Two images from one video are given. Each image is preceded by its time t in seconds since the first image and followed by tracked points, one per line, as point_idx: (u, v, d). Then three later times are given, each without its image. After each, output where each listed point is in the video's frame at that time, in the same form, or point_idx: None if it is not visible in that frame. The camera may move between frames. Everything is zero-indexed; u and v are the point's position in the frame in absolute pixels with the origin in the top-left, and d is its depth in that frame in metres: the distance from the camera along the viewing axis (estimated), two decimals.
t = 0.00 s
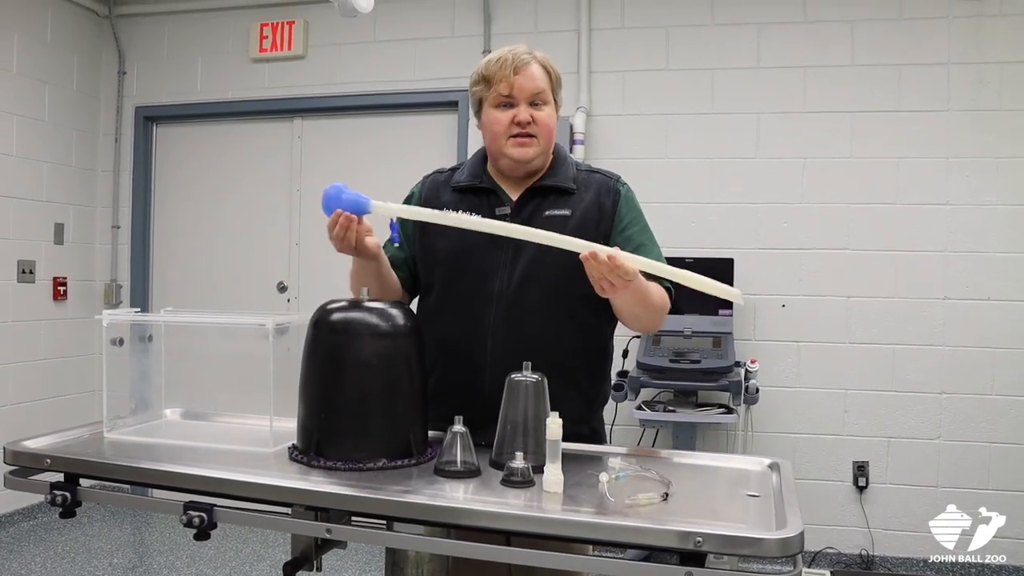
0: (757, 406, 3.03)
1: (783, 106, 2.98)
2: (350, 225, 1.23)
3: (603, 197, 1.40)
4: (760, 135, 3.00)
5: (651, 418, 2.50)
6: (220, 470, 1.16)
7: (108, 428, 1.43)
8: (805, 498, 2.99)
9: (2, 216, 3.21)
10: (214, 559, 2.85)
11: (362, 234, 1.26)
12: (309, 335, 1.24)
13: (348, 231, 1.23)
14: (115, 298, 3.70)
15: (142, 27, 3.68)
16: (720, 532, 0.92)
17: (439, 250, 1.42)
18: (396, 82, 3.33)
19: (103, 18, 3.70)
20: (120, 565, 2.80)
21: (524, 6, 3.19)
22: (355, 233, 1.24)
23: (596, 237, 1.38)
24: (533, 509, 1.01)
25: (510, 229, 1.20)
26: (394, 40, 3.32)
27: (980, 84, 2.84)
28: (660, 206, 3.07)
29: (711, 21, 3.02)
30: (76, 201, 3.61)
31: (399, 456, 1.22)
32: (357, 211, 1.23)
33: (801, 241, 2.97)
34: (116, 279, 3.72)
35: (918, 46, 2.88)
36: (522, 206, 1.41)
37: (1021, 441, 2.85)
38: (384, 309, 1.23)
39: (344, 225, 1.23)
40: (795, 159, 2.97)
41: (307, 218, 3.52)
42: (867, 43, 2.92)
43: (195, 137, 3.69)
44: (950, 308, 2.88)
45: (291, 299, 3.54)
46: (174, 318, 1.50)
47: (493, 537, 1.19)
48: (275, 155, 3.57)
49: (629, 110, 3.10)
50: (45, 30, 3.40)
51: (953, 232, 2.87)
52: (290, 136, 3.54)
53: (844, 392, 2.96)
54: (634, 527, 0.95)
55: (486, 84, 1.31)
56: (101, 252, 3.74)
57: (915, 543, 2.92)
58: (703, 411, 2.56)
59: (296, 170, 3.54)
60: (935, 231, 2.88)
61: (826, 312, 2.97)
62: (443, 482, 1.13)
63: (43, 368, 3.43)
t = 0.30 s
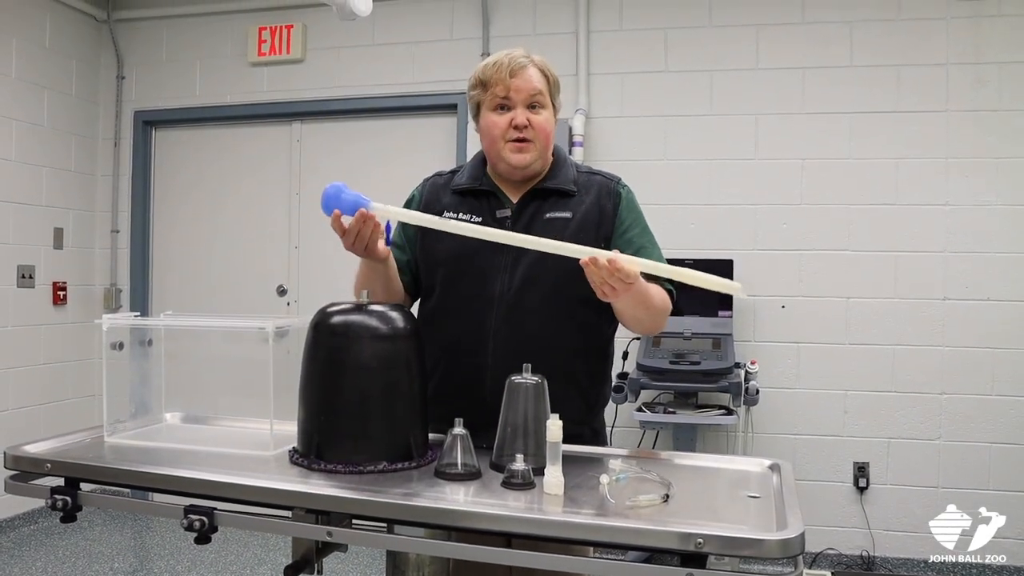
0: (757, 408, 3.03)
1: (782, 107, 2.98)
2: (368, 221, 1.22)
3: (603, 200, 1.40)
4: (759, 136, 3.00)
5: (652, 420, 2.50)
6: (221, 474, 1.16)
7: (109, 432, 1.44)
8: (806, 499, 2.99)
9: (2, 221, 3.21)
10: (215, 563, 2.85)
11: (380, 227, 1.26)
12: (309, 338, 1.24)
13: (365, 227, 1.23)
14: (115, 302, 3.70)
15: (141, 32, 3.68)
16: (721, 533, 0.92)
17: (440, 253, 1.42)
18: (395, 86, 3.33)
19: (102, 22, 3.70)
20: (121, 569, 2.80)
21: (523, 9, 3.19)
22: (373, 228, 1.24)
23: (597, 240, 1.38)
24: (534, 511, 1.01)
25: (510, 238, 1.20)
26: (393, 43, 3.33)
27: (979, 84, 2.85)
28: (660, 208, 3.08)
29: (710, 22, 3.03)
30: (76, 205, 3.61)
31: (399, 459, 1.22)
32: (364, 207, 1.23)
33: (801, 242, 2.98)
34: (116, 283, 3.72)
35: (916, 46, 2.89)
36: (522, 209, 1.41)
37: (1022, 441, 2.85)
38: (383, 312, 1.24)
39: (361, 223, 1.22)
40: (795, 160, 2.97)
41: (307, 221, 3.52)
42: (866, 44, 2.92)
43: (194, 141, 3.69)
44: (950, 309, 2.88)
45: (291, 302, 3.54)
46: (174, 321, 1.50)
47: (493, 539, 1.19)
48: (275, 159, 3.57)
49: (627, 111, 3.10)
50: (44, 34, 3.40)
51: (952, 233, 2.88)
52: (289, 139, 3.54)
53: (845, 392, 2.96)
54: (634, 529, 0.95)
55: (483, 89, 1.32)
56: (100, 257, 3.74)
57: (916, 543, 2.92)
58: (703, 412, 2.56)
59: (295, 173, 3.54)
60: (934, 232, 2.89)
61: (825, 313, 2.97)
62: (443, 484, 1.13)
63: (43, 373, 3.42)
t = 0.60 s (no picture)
0: (757, 408, 3.03)
1: (782, 107, 2.98)
2: (371, 214, 1.22)
3: (604, 199, 1.40)
4: (759, 136, 3.00)
5: (651, 420, 2.50)
6: (220, 474, 1.16)
7: (108, 431, 1.44)
8: (805, 500, 2.99)
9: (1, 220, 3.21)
10: (214, 563, 2.85)
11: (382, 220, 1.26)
12: (309, 338, 1.24)
13: (368, 220, 1.23)
14: (115, 302, 3.69)
15: (141, 31, 3.68)
16: (720, 533, 0.92)
17: (440, 253, 1.42)
18: (395, 85, 3.33)
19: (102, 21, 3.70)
20: (120, 569, 2.79)
21: (523, 9, 3.19)
22: (375, 222, 1.24)
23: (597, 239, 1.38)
24: (534, 511, 1.00)
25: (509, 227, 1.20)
26: (393, 43, 3.33)
27: (980, 85, 2.85)
28: (660, 208, 3.08)
29: (710, 23, 3.03)
30: (76, 204, 3.61)
31: (399, 458, 1.22)
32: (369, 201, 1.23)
33: (801, 242, 2.98)
34: (115, 282, 3.72)
35: (916, 47, 2.89)
36: (522, 209, 1.41)
37: (1021, 442, 2.85)
38: (383, 311, 1.23)
39: (365, 216, 1.22)
40: (795, 161, 2.97)
41: (307, 220, 3.52)
42: (866, 44, 2.92)
43: (195, 140, 3.69)
44: (950, 309, 2.88)
45: (291, 302, 3.54)
46: (173, 321, 1.50)
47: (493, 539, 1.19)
48: (275, 158, 3.57)
49: (627, 112, 3.10)
50: (44, 34, 3.40)
51: (952, 234, 2.88)
52: (289, 139, 3.54)
53: (844, 393, 2.96)
54: (634, 529, 0.95)
55: (481, 90, 1.31)
56: (100, 256, 3.74)
57: (915, 544, 2.92)
58: (703, 413, 2.56)
59: (296, 173, 3.54)
60: (934, 233, 2.89)
61: (825, 314, 2.97)
62: (443, 485, 1.13)
63: (42, 372, 3.42)
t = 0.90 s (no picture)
0: (757, 408, 3.03)
1: (781, 107, 2.98)
2: (368, 222, 1.22)
3: (604, 198, 1.40)
4: (759, 137, 3.00)
5: (651, 420, 2.50)
6: (220, 473, 1.15)
7: (107, 431, 1.44)
8: (805, 499, 2.99)
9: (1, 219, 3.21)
10: (214, 562, 2.85)
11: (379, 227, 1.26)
12: (309, 338, 1.24)
13: (365, 228, 1.23)
14: (114, 301, 3.69)
15: (141, 31, 3.68)
16: (720, 533, 0.92)
17: (440, 253, 1.42)
18: (395, 85, 3.33)
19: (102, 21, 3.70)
20: (120, 569, 2.79)
21: (523, 9, 3.19)
22: (372, 230, 1.24)
23: (597, 237, 1.38)
24: (534, 511, 1.00)
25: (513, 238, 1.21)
26: (393, 43, 3.33)
27: (980, 84, 2.85)
28: (660, 208, 3.08)
29: (710, 22, 3.03)
30: (75, 204, 3.61)
31: (399, 458, 1.22)
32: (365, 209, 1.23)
33: (800, 242, 2.97)
34: (115, 282, 3.72)
35: (916, 46, 2.88)
36: (522, 208, 1.41)
37: (1021, 442, 2.85)
38: (382, 311, 1.23)
39: (361, 224, 1.22)
40: (795, 160, 2.97)
41: (307, 220, 3.52)
42: (865, 44, 2.92)
43: (195, 140, 3.69)
44: (950, 309, 2.88)
45: (290, 302, 3.54)
46: (173, 321, 1.50)
47: (492, 539, 1.19)
48: (275, 158, 3.57)
49: (627, 112, 3.10)
50: (43, 33, 3.40)
51: (952, 233, 2.88)
52: (289, 139, 3.54)
53: (844, 393, 2.96)
54: (634, 529, 0.95)
55: (482, 92, 1.31)
56: (100, 256, 3.74)
57: (915, 543, 2.92)
58: (703, 412, 2.56)
59: (295, 173, 3.54)
60: (934, 232, 2.89)
61: (825, 313, 2.97)
62: (443, 484, 1.13)
63: (42, 372, 3.42)
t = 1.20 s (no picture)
0: (757, 407, 3.03)
1: (781, 106, 2.98)
2: (360, 227, 1.22)
3: (605, 196, 1.39)
4: (759, 136, 3.00)
5: (652, 419, 2.50)
6: (220, 472, 1.15)
7: (107, 430, 1.43)
8: (805, 498, 2.99)
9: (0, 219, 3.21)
10: (215, 562, 2.85)
11: (374, 231, 1.26)
12: (309, 336, 1.24)
13: (357, 234, 1.23)
14: (114, 300, 3.69)
15: (140, 30, 3.68)
16: (721, 532, 0.92)
17: (440, 251, 1.42)
18: (395, 84, 3.33)
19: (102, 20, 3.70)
20: (120, 568, 2.79)
21: (523, 8, 3.19)
22: (365, 235, 1.24)
23: (598, 235, 1.38)
24: (534, 509, 1.00)
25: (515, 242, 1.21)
26: (393, 42, 3.32)
27: (979, 84, 2.84)
28: (660, 207, 3.07)
29: (710, 21, 3.02)
30: (75, 202, 3.60)
31: (399, 457, 1.22)
32: (357, 213, 1.23)
33: (801, 241, 2.97)
34: (115, 282, 3.72)
35: (916, 45, 2.88)
36: (523, 207, 1.41)
37: (1021, 441, 2.85)
38: (382, 309, 1.23)
39: (353, 230, 1.22)
40: (795, 159, 2.97)
41: (306, 219, 3.52)
42: (865, 42, 2.92)
43: (195, 139, 3.69)
44: (950, 308, 2.88)
45: (290, 300, 3.54)
46: (173, 320, 1.50)
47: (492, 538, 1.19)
48: (274, 157, 3.57)
49: (627, 110, 3.10)
50: (42, 32, 3.39)
51: (952, 233, 2.87)
52: (289, 138, 3.54)
53: (844, 392, 2.96)
54: (635, 527, 0.95)
55: (484, 92, 1.31)
56: (99, 255, 3.74)
57: (915, 542, 2.92)
58: (703, 411, 2.56)
59: (295, 172, 3.53)
60: (935, 230, 2.89)
61: (826, 312, 2.97)
62: (443, 483, 1.13)
63: (42, 371, 3.42)
